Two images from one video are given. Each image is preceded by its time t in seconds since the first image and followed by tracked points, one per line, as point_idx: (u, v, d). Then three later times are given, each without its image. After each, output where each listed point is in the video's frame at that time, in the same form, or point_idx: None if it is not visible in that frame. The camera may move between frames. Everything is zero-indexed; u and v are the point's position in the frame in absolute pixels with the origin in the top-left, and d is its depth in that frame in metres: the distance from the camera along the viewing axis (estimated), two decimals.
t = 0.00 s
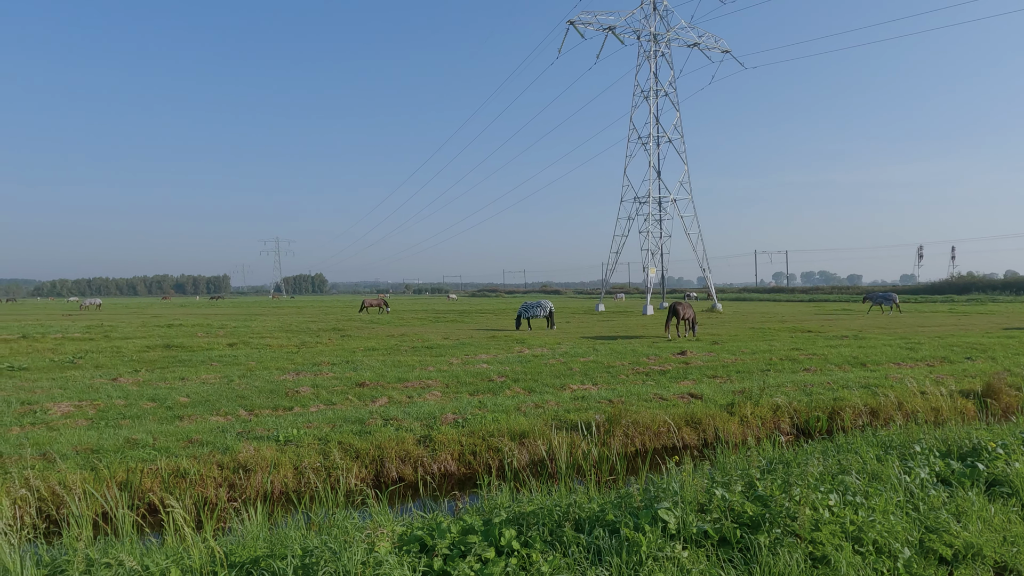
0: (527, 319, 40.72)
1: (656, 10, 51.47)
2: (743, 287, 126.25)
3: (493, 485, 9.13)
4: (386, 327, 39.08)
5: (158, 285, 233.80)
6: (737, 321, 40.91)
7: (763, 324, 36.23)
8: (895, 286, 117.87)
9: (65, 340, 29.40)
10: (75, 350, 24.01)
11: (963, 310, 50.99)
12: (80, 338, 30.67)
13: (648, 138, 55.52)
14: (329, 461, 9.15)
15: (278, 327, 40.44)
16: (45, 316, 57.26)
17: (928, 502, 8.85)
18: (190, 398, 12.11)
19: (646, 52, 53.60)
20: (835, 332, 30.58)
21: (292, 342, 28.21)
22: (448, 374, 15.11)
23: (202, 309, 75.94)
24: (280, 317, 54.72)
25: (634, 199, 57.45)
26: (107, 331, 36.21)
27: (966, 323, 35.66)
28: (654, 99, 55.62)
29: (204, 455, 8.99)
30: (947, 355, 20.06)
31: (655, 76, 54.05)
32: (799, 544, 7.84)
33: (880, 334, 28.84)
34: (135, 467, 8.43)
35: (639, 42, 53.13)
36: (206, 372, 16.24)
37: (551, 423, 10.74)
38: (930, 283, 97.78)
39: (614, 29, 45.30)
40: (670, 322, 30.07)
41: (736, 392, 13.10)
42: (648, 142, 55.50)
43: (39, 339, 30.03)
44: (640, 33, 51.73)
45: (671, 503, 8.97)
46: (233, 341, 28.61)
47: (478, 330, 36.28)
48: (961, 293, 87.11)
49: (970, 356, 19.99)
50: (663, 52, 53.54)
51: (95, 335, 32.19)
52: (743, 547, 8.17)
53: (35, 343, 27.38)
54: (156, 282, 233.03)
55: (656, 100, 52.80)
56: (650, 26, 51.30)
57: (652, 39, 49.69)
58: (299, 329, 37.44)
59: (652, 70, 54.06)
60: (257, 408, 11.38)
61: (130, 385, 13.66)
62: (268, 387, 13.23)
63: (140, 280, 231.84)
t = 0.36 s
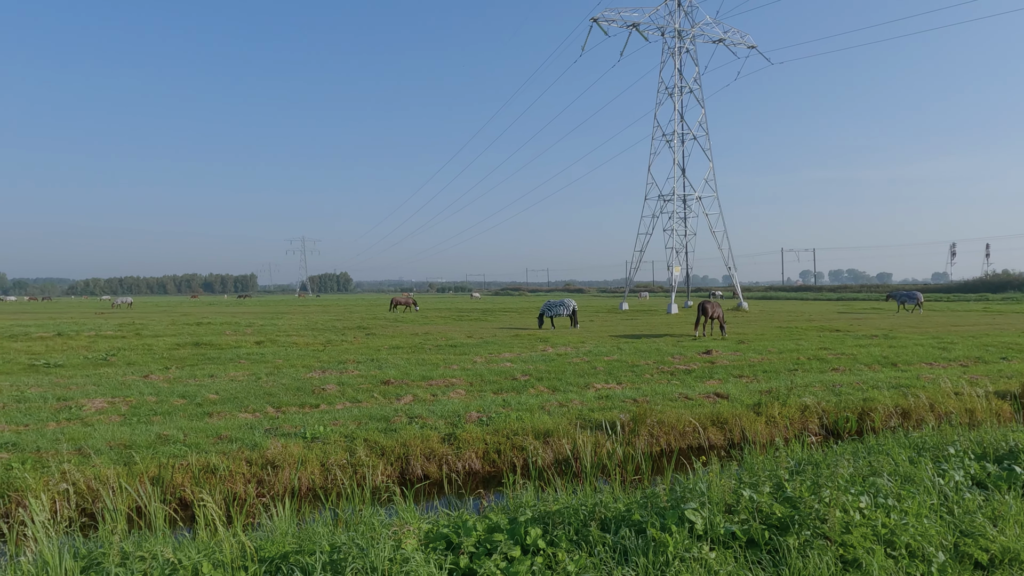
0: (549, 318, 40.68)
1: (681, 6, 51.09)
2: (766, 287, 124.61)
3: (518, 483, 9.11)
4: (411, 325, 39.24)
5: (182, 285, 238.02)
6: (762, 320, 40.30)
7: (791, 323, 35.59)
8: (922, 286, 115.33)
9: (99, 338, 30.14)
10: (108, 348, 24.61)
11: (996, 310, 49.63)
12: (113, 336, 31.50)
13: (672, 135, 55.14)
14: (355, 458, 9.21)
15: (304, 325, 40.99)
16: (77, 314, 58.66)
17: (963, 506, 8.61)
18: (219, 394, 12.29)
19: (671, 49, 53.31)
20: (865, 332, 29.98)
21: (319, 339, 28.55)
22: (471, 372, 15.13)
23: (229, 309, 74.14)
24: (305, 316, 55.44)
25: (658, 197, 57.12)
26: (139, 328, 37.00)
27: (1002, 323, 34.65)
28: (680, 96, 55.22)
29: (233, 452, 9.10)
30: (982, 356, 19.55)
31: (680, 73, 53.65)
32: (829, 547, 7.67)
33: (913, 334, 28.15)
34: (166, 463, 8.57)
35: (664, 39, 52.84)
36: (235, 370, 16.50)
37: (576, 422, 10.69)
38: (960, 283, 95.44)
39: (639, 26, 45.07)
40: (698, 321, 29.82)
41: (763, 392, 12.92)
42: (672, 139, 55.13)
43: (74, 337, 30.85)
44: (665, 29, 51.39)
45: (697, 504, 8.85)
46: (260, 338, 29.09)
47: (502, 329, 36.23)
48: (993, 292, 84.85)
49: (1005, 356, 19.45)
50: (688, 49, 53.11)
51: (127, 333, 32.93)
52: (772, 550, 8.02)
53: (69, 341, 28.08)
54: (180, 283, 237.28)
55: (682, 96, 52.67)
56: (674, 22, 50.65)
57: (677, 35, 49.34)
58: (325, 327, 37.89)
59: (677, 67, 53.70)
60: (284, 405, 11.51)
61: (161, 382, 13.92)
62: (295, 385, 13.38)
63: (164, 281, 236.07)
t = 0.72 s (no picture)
0: (577, 318, 40.61)
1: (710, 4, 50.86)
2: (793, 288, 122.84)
3: (547, 483, 9.06)
4: (438, 325, 39.42)
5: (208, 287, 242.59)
6: (794, 320, 39.53)
7: (824, 324, 34.96)
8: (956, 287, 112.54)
9: (135, 336, 30.93)
10: (145, 346, 25.25)
11: None
12: (149, 333, 32.30)
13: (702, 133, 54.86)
14: (385, 456, 9.26)
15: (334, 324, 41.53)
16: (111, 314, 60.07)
17: (1008, 512, 8.30)
18: (252, 392, 12.47)
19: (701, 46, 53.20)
20: (901, 333, 29.27)
21: (349, 339, 28.92)
22: (499, 372, 15.13)
23: (258, 309, 73.65)
24: (331, 314, 56.24)
25: (687, 196, 56.77)
26: (174, 327, 37.78)
27: None
28: (709, 94, 54.94)
29: (266, 449, 9.22)
30: None
31: (709, 71, 53.34)
32: (866, 552, 7.45)
33: (951, 334, 27.36)
34: (202, 459, 8.71)
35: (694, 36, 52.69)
36: (268, 368, 16.76)
37: (605, 422, 10.61)
38: (997, 283, 92.84)
39: (669, 23, 45.05)
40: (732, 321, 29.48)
41: (795, 393, 12.68)
42: (702, 137, 54.84)
43: (113, 335, 31.75)
44: (694, 27, 51.22)
45: (730, 506, 8.70)
46: (291, 337, 29.53)
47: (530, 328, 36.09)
48: None
49: None
50: (718, 46, 52.84)
51: (162, 332, 33.67)
52: (807, 553, 7.83)
53: (107, 339, 28.79)
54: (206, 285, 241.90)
55: (712, 93, 52.66)
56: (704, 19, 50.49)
57: (706, 32, 49.12)
58: (354, 326, 38.31)
59: (707, 64, 53.42)
60: (316, 403, 11.64)
61: (196, 380, 14.20)
62: (326, 383, 13.54)
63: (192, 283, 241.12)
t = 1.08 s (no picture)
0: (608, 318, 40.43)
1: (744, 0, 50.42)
2: (825, 289, 120.64)
3: (581, 484, 8.99)
4: (467, 325, 39.55)
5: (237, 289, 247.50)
6: (833, 321, 38.55)
7: (863, 325, 34.19)
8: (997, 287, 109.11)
9: (175, 335, 31.70)
10: (184, 344, 25.90)
11: None
12: (187, 332, 33.14)
13: (736, 131, 54.28)
14: (419, 454, 9.30)
15: (366, 323, 42.01)
16: (149, 314, 61.70)
17: None
18: (288, 391, 12.67)
19: (734, 43, 52.76)
20: (945, 334, 28.42)
21: (383, 338, 29.24)
22: (531, 372, 15.12)
23: (290, 309, 73.93)
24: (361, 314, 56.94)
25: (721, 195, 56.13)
26: (212, 326, 38.65)
27: None
28: (743, 91, 54.32)
29: (302, 446, 9.35)
30: None
31: (742, 68, 52.79)
32: (910, 558, 7.20)
33: (997, 336, 26.46)
34: (240, 456, 8.85)
35: (727, 33, 52.23)
36: (303, 366, 17.06)
37: (638, 423, 10.52)
38: None
39: (702, 21, 44.76)
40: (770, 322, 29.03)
41: (833, 395, 12.42)
42: (736, 134, 54.26)
43: (153, 333, 32.68)
44: (727, 23, 50.80)
45: (769, 509, 8.51)
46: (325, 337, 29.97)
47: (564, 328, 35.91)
48: None
49: None
50: (751, 42, 52.29)
51: (201, 331, 34.49)
52: (848, 559, 7.60)
53: (148, 338, 29.56)
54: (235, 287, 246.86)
55: (746, 90, 52.06)
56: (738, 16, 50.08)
57: (739, 28, 48.70)
58: (388, 326, 38.64)
59: (740, 61, 52.93)
60: (350, 402, 11.79)
61: (233, 378, 14.48)
62: (359, 381, 13.70)
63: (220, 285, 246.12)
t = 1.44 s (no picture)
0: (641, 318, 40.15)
1: None
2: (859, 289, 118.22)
3: (617, 485, 8.91)
4: (499, 325, 39.57)
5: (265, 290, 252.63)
6: (872, 322, 37.56)
7: (906, 326, 33.26)
8: None
9: (214, 335, 32.41)
10: (225, 343, 26.57)
11: None
12: (227, 332, 33.98)
13: (772, 128, 53.34)
14: (454, 454, 9.34)
15: (399, 323, 42.51)
16: (187, 314, 63.15)
17: None
18: (325, 390, 12.83)
19: (770, 39, 51.93)
20: (994, 335, 27.44)
21: (418, 338, 29.47)
22: (565, 373, 15.08)
23: (322, 308, 74.72)
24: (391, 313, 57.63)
25: (757, 193, 55.22)
26: (250, 326, 39.36)
27: None
28: (779, 87, 53.39)
29: (339, 444, 9.47)
30: None
31: (779, 63, 51.84)
32: (960, 566, 6.90)
33: None
34: (280, 453, 9.00)
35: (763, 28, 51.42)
36: (340, 366, 17.32)
37: (673, 424, 10.41)
38: None
39: (738, 17, 44.16)
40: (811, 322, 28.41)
41: (875, 398, 12.12)
42: (772, 131, 53.33)
43: (194, 333, 33.59)
44: (763, 18, 50.04)
45: (810, 513, 8.28)
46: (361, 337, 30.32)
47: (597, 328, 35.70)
48: None
49: None
50: (787, 37, 51.33)
51: (239, 331, 35.16)
52: (894, 566, 7.33)
53: (189, 337, 30.26)
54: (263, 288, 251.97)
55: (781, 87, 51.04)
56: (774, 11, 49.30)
57: (775, 24, 47.92)
58: (421, 326, 38.86)
59: (777, 56, 52.01)
60: (386, 401, 11.92)
61: (272, 377, 14.74)
62: (394, 381, 13.83)
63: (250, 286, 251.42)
